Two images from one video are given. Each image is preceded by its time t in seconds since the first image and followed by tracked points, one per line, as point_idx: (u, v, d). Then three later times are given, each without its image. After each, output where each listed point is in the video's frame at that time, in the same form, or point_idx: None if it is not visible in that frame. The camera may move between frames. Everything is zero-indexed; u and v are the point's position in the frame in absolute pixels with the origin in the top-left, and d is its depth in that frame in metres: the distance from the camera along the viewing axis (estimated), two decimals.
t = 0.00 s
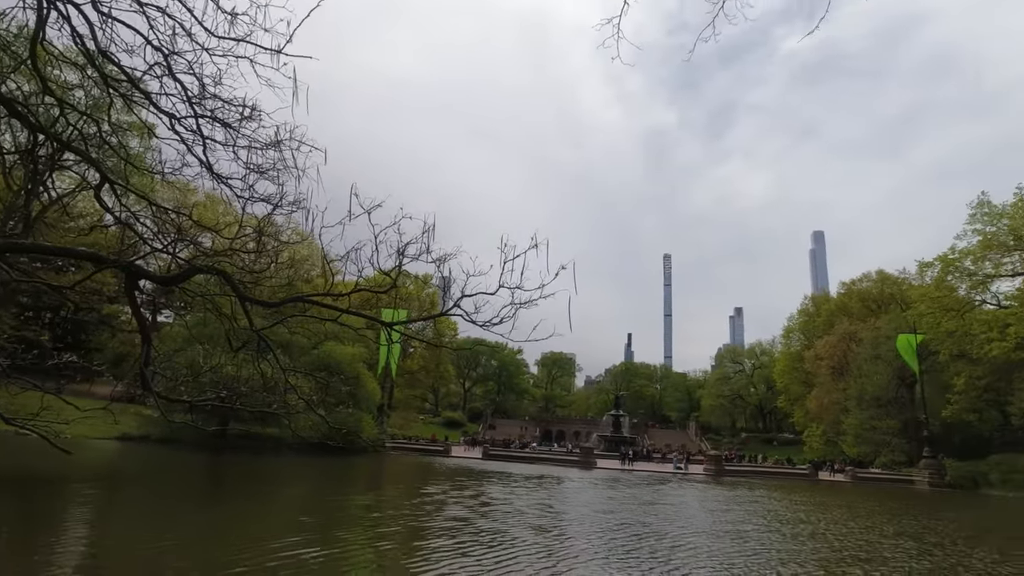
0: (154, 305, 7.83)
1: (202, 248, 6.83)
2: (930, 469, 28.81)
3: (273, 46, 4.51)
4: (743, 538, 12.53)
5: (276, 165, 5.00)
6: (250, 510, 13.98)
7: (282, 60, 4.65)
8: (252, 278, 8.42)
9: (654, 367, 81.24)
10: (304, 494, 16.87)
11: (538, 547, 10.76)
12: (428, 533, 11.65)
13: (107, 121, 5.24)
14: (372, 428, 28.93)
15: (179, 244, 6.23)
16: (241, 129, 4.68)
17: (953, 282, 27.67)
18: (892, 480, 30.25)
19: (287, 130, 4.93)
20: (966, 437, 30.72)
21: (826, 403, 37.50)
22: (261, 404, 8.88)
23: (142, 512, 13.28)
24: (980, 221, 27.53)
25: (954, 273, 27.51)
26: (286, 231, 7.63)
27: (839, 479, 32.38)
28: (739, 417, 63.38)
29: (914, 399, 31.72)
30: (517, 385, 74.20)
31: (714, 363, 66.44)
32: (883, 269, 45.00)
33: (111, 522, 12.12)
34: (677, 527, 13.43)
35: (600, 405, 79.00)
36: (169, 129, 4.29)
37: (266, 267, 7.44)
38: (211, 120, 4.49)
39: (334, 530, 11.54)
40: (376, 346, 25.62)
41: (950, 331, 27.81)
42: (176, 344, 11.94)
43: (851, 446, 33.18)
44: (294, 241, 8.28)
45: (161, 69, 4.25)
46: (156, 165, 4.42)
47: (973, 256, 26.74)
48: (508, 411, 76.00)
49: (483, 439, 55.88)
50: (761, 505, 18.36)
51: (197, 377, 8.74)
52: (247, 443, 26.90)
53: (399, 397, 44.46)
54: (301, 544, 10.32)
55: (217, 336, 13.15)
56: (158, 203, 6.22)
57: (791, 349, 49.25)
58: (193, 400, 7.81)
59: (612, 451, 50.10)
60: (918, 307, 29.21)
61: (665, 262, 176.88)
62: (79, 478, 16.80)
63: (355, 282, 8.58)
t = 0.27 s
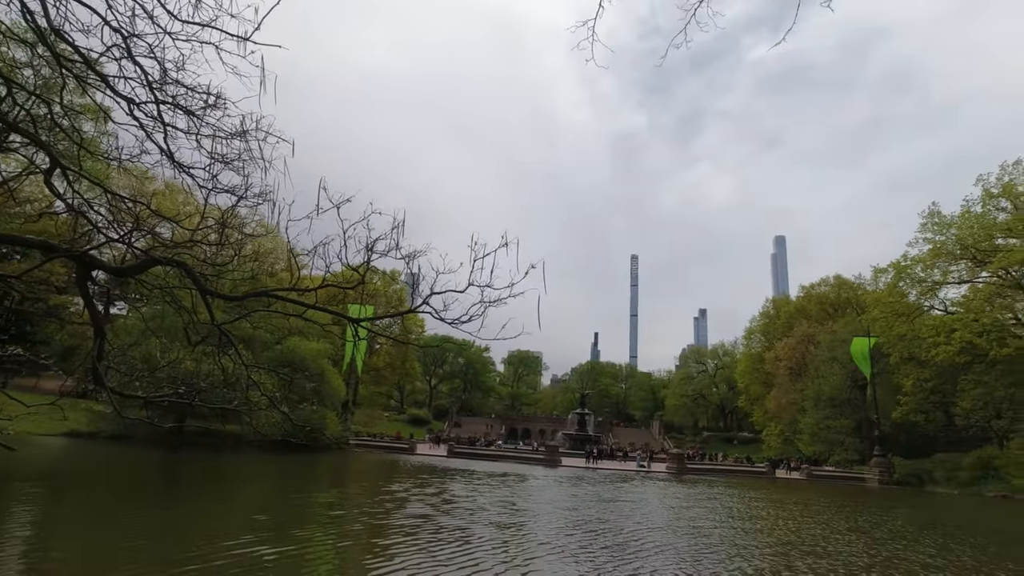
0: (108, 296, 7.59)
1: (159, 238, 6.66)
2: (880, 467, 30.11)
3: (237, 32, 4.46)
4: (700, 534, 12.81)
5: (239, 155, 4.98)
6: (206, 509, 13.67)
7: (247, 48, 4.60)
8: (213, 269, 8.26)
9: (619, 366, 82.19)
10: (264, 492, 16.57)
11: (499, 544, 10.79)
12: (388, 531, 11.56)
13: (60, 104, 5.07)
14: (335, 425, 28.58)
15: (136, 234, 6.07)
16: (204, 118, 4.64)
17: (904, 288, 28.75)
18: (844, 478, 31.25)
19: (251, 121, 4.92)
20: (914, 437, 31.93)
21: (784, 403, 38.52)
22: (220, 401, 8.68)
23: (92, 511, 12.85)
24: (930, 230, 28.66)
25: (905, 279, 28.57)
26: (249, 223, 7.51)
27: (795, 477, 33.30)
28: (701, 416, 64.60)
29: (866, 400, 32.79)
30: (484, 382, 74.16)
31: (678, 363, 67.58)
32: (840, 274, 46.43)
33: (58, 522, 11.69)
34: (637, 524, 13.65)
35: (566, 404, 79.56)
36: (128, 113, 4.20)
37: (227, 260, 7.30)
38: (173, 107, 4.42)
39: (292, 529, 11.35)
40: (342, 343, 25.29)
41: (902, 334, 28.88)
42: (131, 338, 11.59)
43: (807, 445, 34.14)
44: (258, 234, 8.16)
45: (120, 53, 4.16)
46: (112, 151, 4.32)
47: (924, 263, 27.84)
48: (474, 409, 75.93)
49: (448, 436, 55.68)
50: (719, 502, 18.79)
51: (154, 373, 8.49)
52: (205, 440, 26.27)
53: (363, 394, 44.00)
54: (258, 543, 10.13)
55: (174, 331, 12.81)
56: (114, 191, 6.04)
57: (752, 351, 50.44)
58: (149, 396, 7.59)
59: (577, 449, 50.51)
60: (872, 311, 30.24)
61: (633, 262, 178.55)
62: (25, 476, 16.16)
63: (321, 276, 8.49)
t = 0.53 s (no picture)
0: (52, 287, 7.25)
1: (107, 229, 6.39)
2: (827, 464, 31.34)
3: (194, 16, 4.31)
4: (654, 530, 13.06)
5: (196, 144, 4.83)
6: (153, 509, 13.23)
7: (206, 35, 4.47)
8: (166, 261, 7.97)
9: (580, 365, 82.97)
10: (216, 491, 16.15)
11: (456, 542, 10.78)
12: (343, 530, 11.42)
13: None
14: (292, 423, 28.03)
15: (82, 223, 5.82)
16: (158, 104, 4.48)
17: (853, 292, 29.86)
18: (794, 474, 32.26)
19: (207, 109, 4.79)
20: (859, 435, 33.18)
21: (739, 403, 39.53)
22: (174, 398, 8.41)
23: (30, 512, 12.29)
24: (877, 237, 29.85)
25: (853, 284, 29.70)
26: (205, 214, 7.28)
27: (748, 475, 34.22)
28: (659, 415, 65.76)
29: (815, 400, 33.86)
30: (445, 380, 73.88)
31: (637, 363, 68.63)
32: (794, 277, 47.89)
33: None
34: (592, 521, 13.82)
35: (527, 402, 79.89)
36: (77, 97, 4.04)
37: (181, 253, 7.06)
38: (124, 91, 4.25)
39: (243, 529, 11.08)
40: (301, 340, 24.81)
41: (850, 336, 29.99)
42: (76, 332, 11.14)
43: (759, 443, 35.13)
44: (214, 225, 7.91)
45: (70, 32, 3.99)
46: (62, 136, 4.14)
47: (870, 269, 28.96)
48: (435, 407, 75.57)
49: (408, 435, 55.21)
50: (673, 499, 19.18)
51: (99, 370, 8.12)
52: (154, 438, 25.43)
53: (321, 392, 43.27)
54: (206, 543, 9.88)
55: (123, 325, 12.35)
56: (61, 178, 5.77)
57: (709, 351, 51.60)
58: (97, 394, 7.27)
59: (537, 447, 50.78)
60: (822, 314, 31.30)
61: (597, 262, 180.10)
62: None
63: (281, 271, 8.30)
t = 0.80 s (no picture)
0: None
1: (42, 216, 5.94)
2: (773, 461, 32.24)
3: None
4: (607, 526, 13.15)
5: (143, 128, 4.55)
6: (88, 511, 12.55)
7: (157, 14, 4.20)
8: (108, 251, 7.54)
9: (537, 364, 83.39)
10: (157, 492, 15.45)
11: (409, 540, 10.59)
12: (291, 530, 11.08)
13: None
14: (241, 420, 27.19)
15: (13, 208, 5.38)
16: (102, 84, 4.18)
17: (800, 296, 30.87)
18: (742, 471, 33.12)
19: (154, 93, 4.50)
20: (804, 433, 34.31)
21: (692, 402, 40.40)
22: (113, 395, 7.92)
23: None
24: (823, 243, 30.91)
25: (800, 288, 30.69)
26: (151, 203, 6.90)
27: (698, 472, 34.96)
28: (614, 413, 66.63)
29: (763, 399, 34.75)
30: (401, 378, 73.03)
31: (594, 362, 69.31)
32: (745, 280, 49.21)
33: None
34: (546, 517, 13.83)
35: (484, 400, 79.77)
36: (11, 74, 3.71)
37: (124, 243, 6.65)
38: (64, 70, 3.94)
39: (185, 531, 10.61)
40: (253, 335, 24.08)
41: (796, 338, 30.96)
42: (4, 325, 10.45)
43: (711, 441, 35.87)
44: (161, 214, 7.52)
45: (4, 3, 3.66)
46: None
47: (817, 273, 29.92)
48: (390, 405, 74.58)
49: (362, 433, 54.29)
50: (625, 496, 19.41)
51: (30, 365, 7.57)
52: (91, 437, 24.21)
53: (273, 389, 42.18)
54: (144, 545, 9.42)
55: (57, 318, 11.66)
56: None
57: (664, 351, 52.50)
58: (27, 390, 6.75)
59: (493, 445, 50.72)
60: (771, 316, 32.23)
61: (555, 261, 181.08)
62: None
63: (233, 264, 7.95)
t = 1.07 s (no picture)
0: None
1: None
2: (726, 458, 32.90)
3: None
4: (563, 522, 13.16)
5: (85, 107, 4.34)
6: (18, 508, 11.87)
7: None
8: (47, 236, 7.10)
9: (498, 361, 83.36)
10: (96, 490, 14.75)
11: (361, 537, 10.36)
12: (237, 528, 10.70)
13: None
14: (190, 415, 26.31)
15: None
16: (47, 62, 3.95)
17: (754, 298, 31.65)
18: (696, 468, 33.76)
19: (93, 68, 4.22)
20: (756, 431, 35.18)
21: (650, 400, 41.01)
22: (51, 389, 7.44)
23: None
24: (777, 248, 31.75)
25: (755, 291, 31.47)
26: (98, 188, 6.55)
27: (654, 469, 35.50)
28: (573, 411, 67.16)
29: (717, 398, 35.43)
30: (360, 374, 71.96)
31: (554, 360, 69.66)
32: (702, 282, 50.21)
33: None
34: (501, 514, 13.74)
35: (443, 397, 79.34)
36: None
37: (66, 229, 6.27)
38: (2, 42, 3.68)
39: (124, 530, 10.13)
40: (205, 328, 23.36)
41: (750, 339, 31.68)
42: None
43: (667, 439, 36.43)
44: (109, 200, 7.15)
45: None
46: None
47: (771, 277, 30.68)
48: (348, 401, 73.41)
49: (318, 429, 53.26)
50: (581, 492, 19.51)
51: None
52: (27, 432, 23.02)
53: (225, 383, 41.01)
54: (77, 544, 8.93)
55: None
56: None
57: (623, 351, 53.12)
58: None
59: (452, 442, 50.46)
60: (727, 317, 32.94)
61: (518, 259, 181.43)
62: None
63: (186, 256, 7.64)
